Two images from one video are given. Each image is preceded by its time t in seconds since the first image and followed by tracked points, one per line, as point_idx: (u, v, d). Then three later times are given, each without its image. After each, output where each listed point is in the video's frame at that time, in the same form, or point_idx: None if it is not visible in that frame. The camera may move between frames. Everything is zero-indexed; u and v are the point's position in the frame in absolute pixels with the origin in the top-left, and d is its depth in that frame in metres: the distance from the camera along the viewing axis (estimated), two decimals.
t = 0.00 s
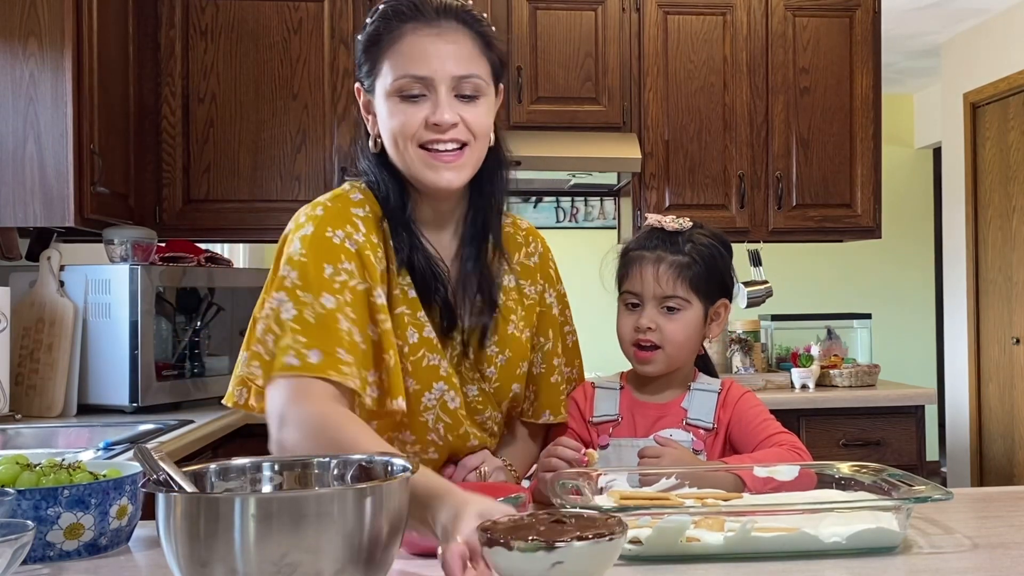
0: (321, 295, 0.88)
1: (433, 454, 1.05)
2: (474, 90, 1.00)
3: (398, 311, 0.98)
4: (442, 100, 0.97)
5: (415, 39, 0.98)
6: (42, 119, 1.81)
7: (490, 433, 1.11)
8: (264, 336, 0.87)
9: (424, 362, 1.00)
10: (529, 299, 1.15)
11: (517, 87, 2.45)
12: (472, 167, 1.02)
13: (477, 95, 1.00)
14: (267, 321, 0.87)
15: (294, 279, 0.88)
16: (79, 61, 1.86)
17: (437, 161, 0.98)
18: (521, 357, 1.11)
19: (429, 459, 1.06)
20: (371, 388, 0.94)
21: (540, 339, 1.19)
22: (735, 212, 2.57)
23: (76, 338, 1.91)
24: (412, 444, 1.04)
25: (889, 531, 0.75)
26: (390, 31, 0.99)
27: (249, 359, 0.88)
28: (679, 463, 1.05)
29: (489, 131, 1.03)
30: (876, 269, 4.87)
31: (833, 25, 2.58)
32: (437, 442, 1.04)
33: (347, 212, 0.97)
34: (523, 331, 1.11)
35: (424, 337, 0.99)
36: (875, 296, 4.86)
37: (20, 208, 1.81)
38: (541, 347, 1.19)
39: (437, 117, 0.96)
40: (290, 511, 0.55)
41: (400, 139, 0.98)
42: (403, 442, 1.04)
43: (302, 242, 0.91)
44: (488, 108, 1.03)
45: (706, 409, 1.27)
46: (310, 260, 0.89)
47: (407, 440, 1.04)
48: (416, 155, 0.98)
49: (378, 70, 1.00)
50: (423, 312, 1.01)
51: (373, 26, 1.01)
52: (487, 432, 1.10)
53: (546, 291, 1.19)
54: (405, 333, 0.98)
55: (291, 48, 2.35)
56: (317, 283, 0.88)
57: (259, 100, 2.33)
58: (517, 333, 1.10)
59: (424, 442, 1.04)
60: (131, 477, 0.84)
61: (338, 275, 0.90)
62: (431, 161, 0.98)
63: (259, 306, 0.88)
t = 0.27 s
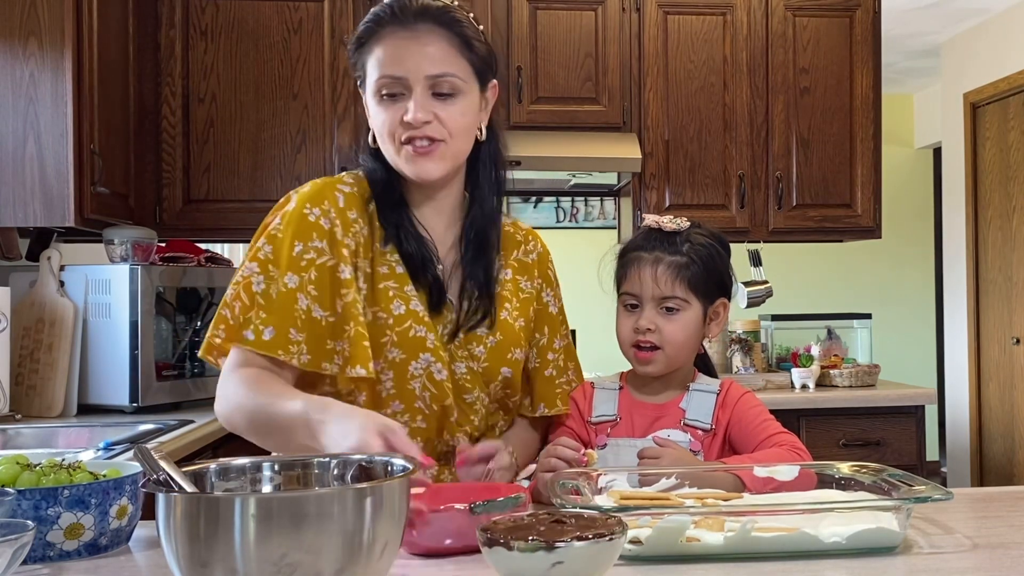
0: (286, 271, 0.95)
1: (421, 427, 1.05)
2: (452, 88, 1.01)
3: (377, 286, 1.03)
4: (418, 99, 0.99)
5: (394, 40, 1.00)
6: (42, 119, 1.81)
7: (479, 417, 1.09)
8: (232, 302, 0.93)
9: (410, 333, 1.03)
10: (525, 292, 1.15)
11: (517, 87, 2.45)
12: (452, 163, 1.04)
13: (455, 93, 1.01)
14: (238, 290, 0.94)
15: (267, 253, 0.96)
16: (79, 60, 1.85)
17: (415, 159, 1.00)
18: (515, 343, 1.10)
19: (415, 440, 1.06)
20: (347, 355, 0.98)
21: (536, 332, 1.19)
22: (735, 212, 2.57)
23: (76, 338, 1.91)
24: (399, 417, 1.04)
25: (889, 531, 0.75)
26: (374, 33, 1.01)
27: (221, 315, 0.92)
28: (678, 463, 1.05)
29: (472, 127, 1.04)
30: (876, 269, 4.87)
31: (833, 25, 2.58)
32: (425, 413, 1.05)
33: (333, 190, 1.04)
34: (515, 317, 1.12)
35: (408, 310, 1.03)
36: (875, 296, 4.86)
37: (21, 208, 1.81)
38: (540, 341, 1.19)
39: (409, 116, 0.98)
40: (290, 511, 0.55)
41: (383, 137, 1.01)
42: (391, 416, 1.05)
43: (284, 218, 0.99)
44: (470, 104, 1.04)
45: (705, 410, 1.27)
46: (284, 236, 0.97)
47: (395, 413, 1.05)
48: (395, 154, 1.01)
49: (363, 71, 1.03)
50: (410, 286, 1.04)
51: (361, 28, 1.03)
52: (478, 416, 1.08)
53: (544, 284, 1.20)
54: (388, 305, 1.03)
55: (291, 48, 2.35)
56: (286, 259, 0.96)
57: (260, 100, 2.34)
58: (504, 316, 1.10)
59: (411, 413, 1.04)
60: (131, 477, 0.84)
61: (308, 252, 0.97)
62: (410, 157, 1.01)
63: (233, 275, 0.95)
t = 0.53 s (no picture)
0: (257, 268, 0.98)
1: (387, 413, 1.01)
2: (422, 82, 0.99)
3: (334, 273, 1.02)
4: (387, 92, 0.97)
5: (364, 33, 0.98)
6: (42, 119, 1.81)
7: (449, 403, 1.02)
8: (217, 304, 0.98)
9: (362, 317, 1.00)
10: (501, 265, 1.09)
11: (517, 87, 2.45)
12: (423, 158, 1.02)
13: (426, 87, 0.99)
14: (221, 291, 0.99)
15: (240, 254, 1.00)
16: (79, 60, 1.85)
17: (384, 154, 0.99)
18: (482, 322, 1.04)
19: (383, 427, 1.01)
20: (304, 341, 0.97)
21: (512, 299, 1.08)
22: (735, 212, 2.57)
23: (76, 338, 1.91)
24: (364, 401, 1.01)
25: (889, 531, 0.75)
26: (345, 25, 0.99)
27: (208, 316, 0.98)
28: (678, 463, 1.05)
29: (443, 122, 1.02)
30: (876, 269, 4.87)
31: (834, 25, 2.58)
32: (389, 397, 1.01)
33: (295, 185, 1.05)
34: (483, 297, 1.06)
35: (363, 294, 1.01)
36: (875, 296, 4.86)
37: (21, 208, 1.81)
38: (517, 309, 1.08)
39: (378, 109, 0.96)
40: (291, 511, 0.55)
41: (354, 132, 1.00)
42: (355, 402, 1.01)
43: (252, 217, 1.02)
44: (443, 97, 1.01)
45: (704, 410, 1.27)
46: (253, 234, 1.00)
47: (358, 397, 1.01)
48: (368, 149, 1.00)
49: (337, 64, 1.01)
50: (370, 272, 1.02)
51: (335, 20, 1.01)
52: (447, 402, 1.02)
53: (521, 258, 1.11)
54: (343, 290, 1.01)
55: (291, 48, 2.35)
56: (256, 257, 0.99)
57: (260, 100, 2.34)
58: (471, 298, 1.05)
59: (375, 398, 1.01)
60: (131, 477, 0.83)
61: (274, 247, 0.99)
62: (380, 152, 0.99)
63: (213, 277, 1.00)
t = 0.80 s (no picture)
0: (184, 259, 0.94)
1: (316, 415, 0.97)
2: (359, 64, 0.90)
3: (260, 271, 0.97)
4: (321, 74, 0.88)
5: (299, 12, 0.89)
6: (42, 119, 1.81)
7: (381, 406, 0.97)
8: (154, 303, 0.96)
9: (282, 319, 0.96)
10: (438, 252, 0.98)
11: (517, 87, 2.45)
12: (356, 146, 0.92)
13: (362, 69, 0.90)
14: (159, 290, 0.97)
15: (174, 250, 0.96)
16: (80, 59, 1.85)
17: (320, 139, 0.89)
18: (408, 318, 0.96)
19: (314, 429, 0.98)
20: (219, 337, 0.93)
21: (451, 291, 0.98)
22: (735, 212, 2.56)
23: (76, 338, 1.91)
24: (292, 404, 0.98)
25: (889, 531, 0.75)
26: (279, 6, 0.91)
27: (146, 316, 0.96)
28: (678, 463, 1.05)
29: (381, 108, 0.93)
30: (876, 269, 4.87)
31: (834, 25, 2.58)
32: (317, 399, 0.97)
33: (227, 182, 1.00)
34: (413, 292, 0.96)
35: (283, 294, 0.96)
36: (875, 297, 4.86)
37: (21, 208, 1.81)
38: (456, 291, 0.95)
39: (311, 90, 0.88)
40: (289, 514, 0.55)
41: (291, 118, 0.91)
42: (284, 404, 0.98)
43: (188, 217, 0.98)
44: (382, 82, 0.92)
45: (703, 410, 1.27)
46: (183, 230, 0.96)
47: (287, 401, 0.98)
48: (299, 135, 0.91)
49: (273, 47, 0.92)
50: (294, 270, 0.97)
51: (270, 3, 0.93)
52: (377, 403, 0.97)
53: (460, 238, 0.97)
54: (264, 291, 0.97)
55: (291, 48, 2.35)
56: (184, 249, 0.94)
57: (260, 101, 2.34)
58: (397, 294, 0.96)
59: (303, 401, 0.98)
60: (131, 477, 0.83)
61: (204, 239, 0.95)
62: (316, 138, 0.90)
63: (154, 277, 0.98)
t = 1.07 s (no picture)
0: (145, 259, 0.92)
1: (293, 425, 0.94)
2: (330, 58, 0.89)
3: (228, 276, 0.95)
4: (291, 67, 0.87)
5: (269, 6, 0.88)
6: (42, 119, 1.81)
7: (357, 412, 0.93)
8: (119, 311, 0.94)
9: (252, 326, 0.93)
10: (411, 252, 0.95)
11: (517, 87, 2.45)
12: (326, 144, 0.91)
13: (333, 64, 0.89)
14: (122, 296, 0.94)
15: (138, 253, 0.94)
16: (80, 59, 1.85)
17: (288, 134, 0.88)
18: (383, 321, 0.94)
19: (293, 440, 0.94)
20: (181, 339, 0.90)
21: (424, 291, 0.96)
22: (735, 212, 2.56)
23: (76, 338, 1.91)
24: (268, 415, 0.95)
25: (889, 531, 0.75)
26: None
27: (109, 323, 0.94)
28: (677, 463, 1.05)
29: (354, 104, 0.92)
30: (876, 269, 4.86)
31: (834, 25, 2.58)
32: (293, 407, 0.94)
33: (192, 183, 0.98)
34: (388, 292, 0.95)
35: (252, 300, 0.93)
36: (875, 297, 4.86)
37: (21, 208, 1.81)
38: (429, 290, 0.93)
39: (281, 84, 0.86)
40: (214, 435, 0.46)
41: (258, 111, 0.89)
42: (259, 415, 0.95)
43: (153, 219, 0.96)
44: (353, 75, 0.91)
45: (703, 410, 1.27)
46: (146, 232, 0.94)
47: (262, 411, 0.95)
48: (269, 129, 0.89)
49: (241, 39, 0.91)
50: (262, 275, 0.95)
51: None
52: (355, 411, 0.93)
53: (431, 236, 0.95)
54: (233, 297, 0.94)
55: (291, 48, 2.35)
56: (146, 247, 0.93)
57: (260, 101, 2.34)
58: (369, 297, 0.94)
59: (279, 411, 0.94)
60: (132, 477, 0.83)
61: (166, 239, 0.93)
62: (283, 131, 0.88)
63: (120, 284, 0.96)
